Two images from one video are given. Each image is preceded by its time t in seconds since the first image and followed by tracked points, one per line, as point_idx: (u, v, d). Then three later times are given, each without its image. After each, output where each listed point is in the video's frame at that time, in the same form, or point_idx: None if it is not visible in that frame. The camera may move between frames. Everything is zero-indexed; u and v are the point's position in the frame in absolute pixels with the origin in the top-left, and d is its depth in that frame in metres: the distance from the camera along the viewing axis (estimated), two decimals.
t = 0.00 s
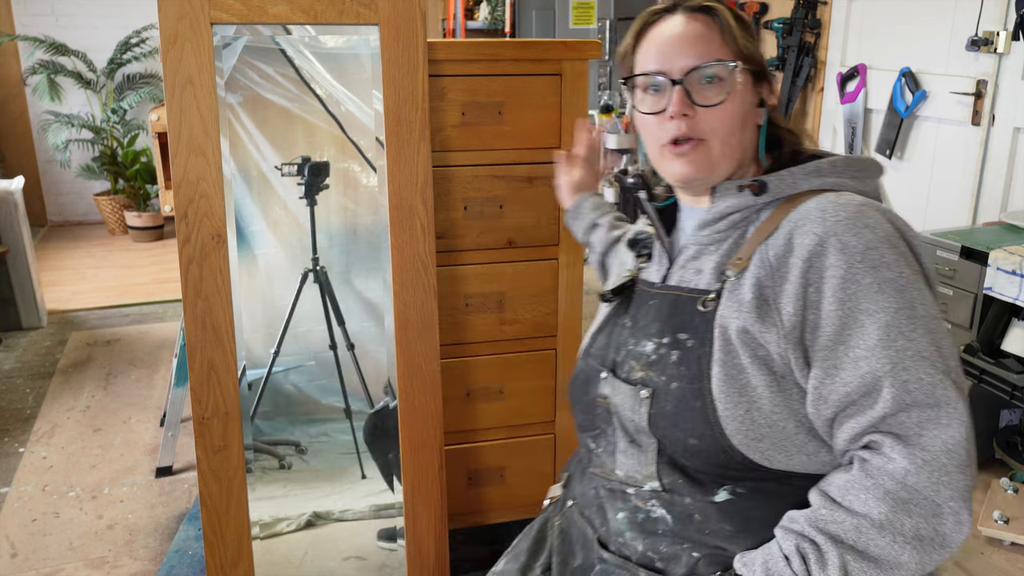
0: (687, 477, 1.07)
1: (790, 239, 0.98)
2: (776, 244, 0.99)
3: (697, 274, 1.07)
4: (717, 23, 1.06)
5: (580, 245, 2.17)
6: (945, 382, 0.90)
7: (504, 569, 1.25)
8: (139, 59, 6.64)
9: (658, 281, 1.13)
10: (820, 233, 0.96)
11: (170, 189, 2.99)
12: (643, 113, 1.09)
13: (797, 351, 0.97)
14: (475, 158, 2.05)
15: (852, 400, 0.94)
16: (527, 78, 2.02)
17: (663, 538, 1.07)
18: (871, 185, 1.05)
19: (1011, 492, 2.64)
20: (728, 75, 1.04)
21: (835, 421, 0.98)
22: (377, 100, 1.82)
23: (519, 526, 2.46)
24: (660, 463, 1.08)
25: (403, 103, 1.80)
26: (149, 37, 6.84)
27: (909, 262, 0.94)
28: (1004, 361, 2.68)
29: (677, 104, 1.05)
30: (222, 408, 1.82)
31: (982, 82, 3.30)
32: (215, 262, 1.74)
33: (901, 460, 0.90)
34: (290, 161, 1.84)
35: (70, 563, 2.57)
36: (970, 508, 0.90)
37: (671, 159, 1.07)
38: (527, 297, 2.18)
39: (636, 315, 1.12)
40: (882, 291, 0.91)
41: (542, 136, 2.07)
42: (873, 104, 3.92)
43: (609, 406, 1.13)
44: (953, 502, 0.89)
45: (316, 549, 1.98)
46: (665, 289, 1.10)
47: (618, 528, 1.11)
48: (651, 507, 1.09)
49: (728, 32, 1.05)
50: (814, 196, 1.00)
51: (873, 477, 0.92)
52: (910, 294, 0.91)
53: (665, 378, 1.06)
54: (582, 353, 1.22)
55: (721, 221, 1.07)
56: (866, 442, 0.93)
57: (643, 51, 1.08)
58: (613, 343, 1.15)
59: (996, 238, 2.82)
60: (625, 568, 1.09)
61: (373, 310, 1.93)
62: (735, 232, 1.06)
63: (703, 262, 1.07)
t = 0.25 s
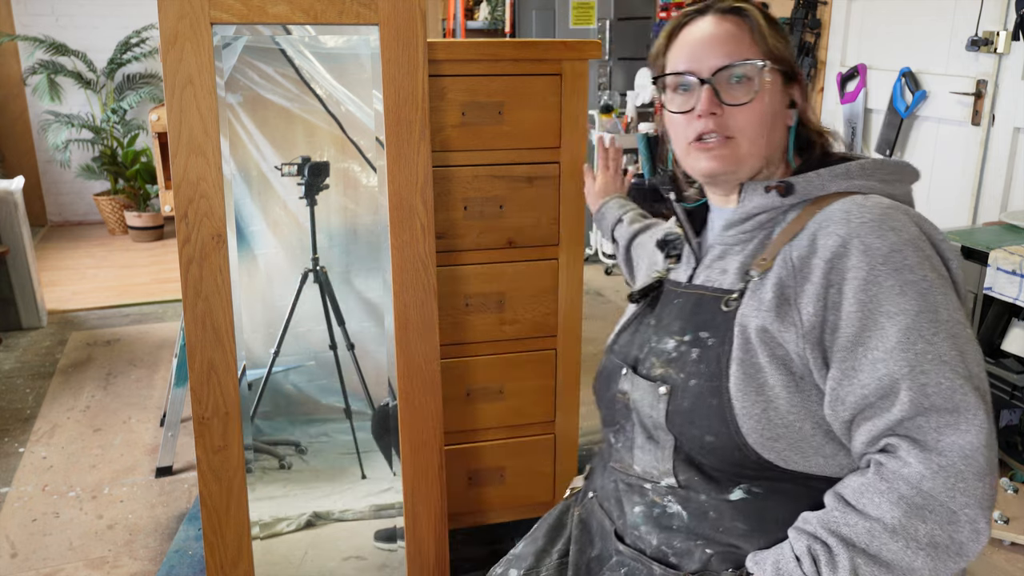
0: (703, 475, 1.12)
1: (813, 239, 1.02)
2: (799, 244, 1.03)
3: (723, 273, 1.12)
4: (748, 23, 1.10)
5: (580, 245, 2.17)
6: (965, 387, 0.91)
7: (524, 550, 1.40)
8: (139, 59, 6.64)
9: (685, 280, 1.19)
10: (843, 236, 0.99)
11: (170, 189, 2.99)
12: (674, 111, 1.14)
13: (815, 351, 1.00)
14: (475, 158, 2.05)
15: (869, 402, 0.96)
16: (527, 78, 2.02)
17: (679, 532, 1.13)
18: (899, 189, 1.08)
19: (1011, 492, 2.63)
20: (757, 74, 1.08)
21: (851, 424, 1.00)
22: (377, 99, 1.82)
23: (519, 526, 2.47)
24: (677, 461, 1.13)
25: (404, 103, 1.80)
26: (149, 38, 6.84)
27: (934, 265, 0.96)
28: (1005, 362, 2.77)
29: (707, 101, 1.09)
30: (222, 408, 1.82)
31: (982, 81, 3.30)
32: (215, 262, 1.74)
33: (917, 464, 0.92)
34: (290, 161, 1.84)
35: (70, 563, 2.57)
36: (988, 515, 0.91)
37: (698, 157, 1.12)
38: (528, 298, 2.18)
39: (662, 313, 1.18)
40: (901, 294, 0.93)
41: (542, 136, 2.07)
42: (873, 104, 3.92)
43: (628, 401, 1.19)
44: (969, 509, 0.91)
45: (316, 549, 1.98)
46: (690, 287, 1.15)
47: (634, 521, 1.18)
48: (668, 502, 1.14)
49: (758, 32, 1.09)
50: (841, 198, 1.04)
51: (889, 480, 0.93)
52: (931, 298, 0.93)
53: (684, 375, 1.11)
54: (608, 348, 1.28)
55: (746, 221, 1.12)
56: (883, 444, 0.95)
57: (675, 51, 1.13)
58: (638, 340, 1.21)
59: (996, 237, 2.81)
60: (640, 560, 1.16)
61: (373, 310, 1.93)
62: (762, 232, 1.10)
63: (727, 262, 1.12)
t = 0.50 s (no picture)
0: (708, 473, 1.22)
1: (828, 243, 1.12)
2: (814, 247, 1.13)
3: (733, 272, 1.25)
4: (765, 21, 1.25)
5: (580, 244, 2.17)
6: (974, 391, 0.99)
7: (528, 548, 1.46)
8: (139, 59, 6.64)
9: (694, 280, 1.33)
10: (858, 237, 1.08)
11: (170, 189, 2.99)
12: (694, 105, 1.29)
13: (828, 355, 1.10)
14: (475, 158, 2.05)
15: (879, 403, 1.05)
16: (527, 78, 2.02)
17: (683, 528, 1.24)
18: (913, 191, 1.21)
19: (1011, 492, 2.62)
20: (772, 71, 1.22)
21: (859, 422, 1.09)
22: (377, 99, 1.82)
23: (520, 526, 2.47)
24: (683, 458, 1.24)
25: (403, 103, 1.80)
26: (149, 38, 6.84)
27: (947, 269, 1.04)
28: (1005, 361, 2.80)
29: (725, 96, 1.23)
30: (222, 408, 1.82)
31: (982, 81, 3.30)
32: (215, 262, 1.74)
33: (924, 466, 1.01)
34: (290, 161, 1.84)
35: (70, 563, 2.57)
36: (992, 517, 1.00)
37: (717, 146, 1.26)
38: (528, 298, 2.18)
39: (672, 313, 1.31)
40: (913, 303, 1.02)
41: (542, 136, 2.07)
42: (873, 104, 3.92)
43: (634, 396, 1.31)
44: (974, 513, 1.00)
45: (316, 549, 1.97)
46: (699, 289, 1.28)
47: (639, 518, 1.29)
48: (673, 500, 1.25)
49: (775, 30, 1.24)
50: (857, 200, 1.13)
51: (896, 482, 1.03)
52: (942, 307, 1.02)
53: (693, 373, 1.22)
54: (617, 346, 1.40)
55: (758, 222, 1.24)
56: (891, 444, 1.05)
57: (697, 48, 1.27)
58: (649, 338, 1.33)
59: (997, 237, 2.81)
60: (643, 557, 1.27)
61: (373, 310, 1.93)
62: (774, 232, 1.23)
63: (738, 263, 1.25)
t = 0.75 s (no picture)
0: (707, 473, 1.22)
1: (830, 243, 1.13)
2: (815, 246, 1.14)
3: (733, 271, 1.25)
4: (769, 19, 1.25)
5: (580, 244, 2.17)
6: (974, 391, 1.01)
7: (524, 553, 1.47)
8: (139, 59, 6.64)
9: (691, 279, 1.33)
10: (860, 236, 1.09)
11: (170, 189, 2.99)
12: (696, 101, 1.30)
13: (829, 353, 1.11)
14: (475, 158, 2.05)
15: (879, 401, 1.06)
16: (527, 78, 2.02)
17: (680, 528, 1.24)
18: (911, 191, 1.22)
19: (1011, 492, 2.63)
20: (775, 69, 1.23)
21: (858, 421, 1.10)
22: (377, 100, 1.82)
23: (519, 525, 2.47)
24: (682, 459, 1.25)
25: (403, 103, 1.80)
26: (149, 37, 6.84)
27: (947, 269, 1.06)
28: (1005, 362, 2.79)
29: (727, 93, 1.24)
30: (222, 408, 1.82)
31: (982, 81, 3.30)
32: (215, 262, 1.74)
33: (923, 465, 1.03)
34: (290, 161, 1.84)
35: (70, 563, 2.57)
36: (988, 516, 1.02)
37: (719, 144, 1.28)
38: (528, 298, 2.18)
39: (670, 313, 1.31)
40: (914, 302, 1.04)
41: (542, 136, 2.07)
42: (873, 104, 3.92)
43: (632, 397, 1.31)
44: (972, 512, 1.02)
45: (316, 549, 1.97)
46: (699, 288, 1.28)
47: (636, 519, 1.29)
48: (670, 500, 1.25)
49: (779, 28, 1.25)
50: (858, 201, 1.15)
51: (896, 481, 1.04)
52: (943, 306, 1.03)
53: (693, 373, 1.22)
54: (612, 346, 1.40)
55: (758, 221, 1.24)
56: (891, 443, 1.06)
57: (700, 46, 1.28)
58: (646, 338, 1.34)
59: (996, 237, 2.81)
60: (640, 558, 1.26)
61: (373, 310, 1.93)
62: (775, 232, 1.23)
63: (737, 262, 1.25)
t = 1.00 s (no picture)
0: (708, 471, 1.27)
1: (827, 242, 1.18)
2: (811, 246, 1.19)
3: (729, 271, 1.28)
4: (765, 19, 1.26)
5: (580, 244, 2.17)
6: (972, 387, 1.07)
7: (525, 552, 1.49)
8: (139, 59, 6.64)
9: (688, 279, 1.35)
10: (857, 235, 1.14)
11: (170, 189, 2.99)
12: (692, 100, 1.30)
13: (830, 352, 1.16)
14: (475, 158, 2.04)
15: (879, 398, 1.12)
16: (527, 78, 2.02)
17: (681, 524, 1.28)
18: (904, 188, 1.25)
19: (1011, 492, 2.64)
20: (772, 68, 1.24)
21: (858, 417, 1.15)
22: (377, 100, 1.82)
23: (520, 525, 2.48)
24: (683, 458, 1.29)
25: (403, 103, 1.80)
26: (149, 37, 6.83)
27: (942, 266, 1.11)
28: (1005, 362, 2.79)
29: (724, 91, 1.25)
30: (222, 408, 1.82)
31: (982, 81, 3.30)
32: (215, 262, 1.74)
33: (924, 459, 1.08)
34: (290, 162, 1.84)
35: (70, 563, 2.57)
36: (986, 507, 1.08)
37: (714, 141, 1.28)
38: (527, 298, 2.18)
39: (667, 313, 1.34)
40: (912, 301, 1.09)
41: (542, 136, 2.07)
42: (873, 104, 3.92)
43: (631, 397, 1.35)
44: (972, 504, 1.07)
45: (316, 549, 1.97)
46: (697, 287, 1.31)
47: (638, 517, 1.33)
48: (672, 498, 1.30)
49: (775, 28, 1.26)
50: (853, 200, 1.19)
51: (896, 475, 1.10)
52: (940, 305, 1.09)
53: (692, 373, 1.26)
54: (610, 346, 1.43)
55: (756, 220, 1.27)
56: (891, 438, 1.12)
57: (697, 45, 1.28)
58: (644, 339, 1.37)
59: (996, 237, 2.81)
60: (642, 556, 1.31)
61: (373, 310, 1.93)
62: (771, 231, 1.26)
63: (734, 262, 1.28)
